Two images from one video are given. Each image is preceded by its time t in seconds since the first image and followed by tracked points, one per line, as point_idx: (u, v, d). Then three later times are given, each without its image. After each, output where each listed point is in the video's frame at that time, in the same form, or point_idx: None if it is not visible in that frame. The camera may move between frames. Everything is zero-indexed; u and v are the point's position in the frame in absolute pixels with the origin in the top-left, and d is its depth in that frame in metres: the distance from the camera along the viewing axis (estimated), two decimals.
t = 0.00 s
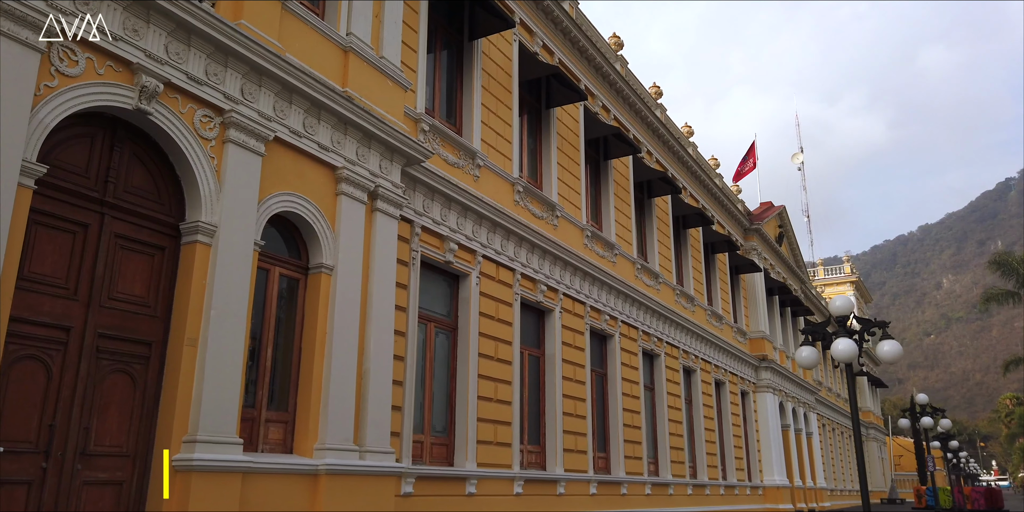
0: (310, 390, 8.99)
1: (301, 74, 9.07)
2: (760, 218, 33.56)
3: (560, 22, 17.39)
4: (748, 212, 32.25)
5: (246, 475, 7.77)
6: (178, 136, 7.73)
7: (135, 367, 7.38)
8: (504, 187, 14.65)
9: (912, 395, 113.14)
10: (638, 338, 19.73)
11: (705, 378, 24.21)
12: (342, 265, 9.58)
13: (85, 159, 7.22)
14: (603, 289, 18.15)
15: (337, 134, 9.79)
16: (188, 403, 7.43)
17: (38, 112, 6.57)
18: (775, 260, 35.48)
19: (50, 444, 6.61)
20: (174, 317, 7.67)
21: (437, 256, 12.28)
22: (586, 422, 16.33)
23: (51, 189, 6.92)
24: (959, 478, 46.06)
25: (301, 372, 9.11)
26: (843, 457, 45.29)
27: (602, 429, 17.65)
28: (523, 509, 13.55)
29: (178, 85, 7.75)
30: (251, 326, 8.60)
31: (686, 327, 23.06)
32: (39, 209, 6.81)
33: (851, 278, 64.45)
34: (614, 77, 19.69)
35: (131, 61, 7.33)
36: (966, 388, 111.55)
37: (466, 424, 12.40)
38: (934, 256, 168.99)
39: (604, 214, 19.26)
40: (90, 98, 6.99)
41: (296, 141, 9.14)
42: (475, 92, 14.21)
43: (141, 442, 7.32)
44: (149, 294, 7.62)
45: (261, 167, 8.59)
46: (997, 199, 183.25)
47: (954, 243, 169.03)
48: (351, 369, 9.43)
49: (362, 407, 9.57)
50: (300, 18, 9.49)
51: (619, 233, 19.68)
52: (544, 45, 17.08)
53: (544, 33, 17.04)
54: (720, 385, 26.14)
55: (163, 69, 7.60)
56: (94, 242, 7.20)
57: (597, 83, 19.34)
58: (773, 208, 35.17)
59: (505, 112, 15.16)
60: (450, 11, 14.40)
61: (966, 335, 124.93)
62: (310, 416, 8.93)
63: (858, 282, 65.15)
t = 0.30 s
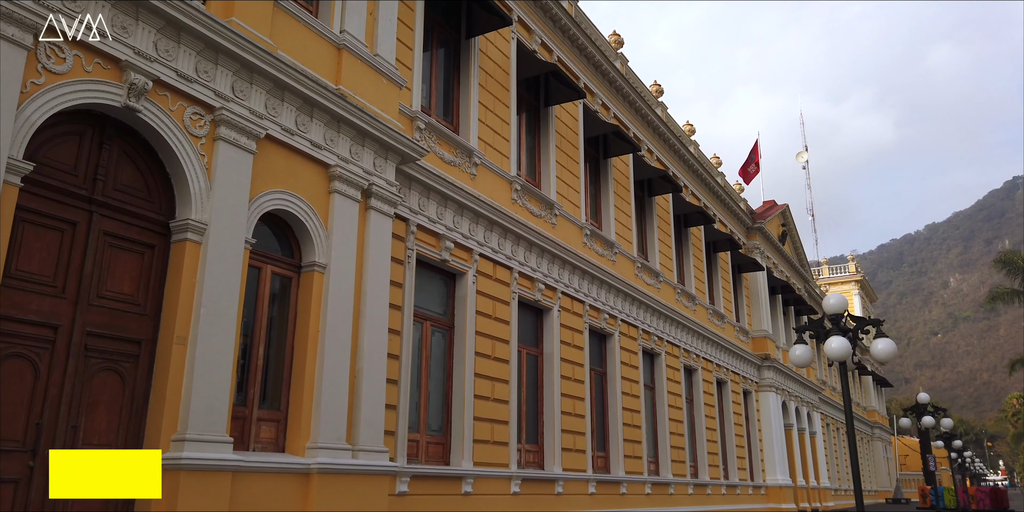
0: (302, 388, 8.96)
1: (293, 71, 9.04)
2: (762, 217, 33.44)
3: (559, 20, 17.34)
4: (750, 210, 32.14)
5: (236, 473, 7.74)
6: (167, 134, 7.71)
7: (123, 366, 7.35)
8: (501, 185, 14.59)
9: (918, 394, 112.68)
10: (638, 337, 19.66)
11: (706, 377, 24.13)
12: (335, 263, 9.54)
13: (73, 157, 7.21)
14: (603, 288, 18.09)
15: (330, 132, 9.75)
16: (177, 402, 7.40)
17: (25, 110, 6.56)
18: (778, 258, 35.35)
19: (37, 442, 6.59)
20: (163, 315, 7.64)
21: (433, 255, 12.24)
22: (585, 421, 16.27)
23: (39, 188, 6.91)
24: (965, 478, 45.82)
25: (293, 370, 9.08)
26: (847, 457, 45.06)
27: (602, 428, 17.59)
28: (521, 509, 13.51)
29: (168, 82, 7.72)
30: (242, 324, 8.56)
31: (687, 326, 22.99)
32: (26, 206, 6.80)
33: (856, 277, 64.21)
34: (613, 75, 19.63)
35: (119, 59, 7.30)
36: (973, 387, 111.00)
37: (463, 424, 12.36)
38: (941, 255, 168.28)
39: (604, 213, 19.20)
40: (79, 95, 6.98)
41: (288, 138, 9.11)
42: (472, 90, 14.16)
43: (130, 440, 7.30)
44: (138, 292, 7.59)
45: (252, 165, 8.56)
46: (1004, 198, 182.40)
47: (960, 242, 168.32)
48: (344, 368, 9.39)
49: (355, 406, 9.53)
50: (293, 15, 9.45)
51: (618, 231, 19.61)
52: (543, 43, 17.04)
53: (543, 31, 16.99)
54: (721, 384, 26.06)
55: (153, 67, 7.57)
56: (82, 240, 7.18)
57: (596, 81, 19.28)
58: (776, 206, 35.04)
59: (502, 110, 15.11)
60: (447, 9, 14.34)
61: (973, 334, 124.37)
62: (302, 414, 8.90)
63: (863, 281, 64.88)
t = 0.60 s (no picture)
0: (294, 388, 8.95)
1: (285, 71, 9.01)
2: (765, 216, 33.33)
3: (557, 19, 17.29)
4: (752, 209, 32.03)
5: (225, 474, 7.72)
6: (157, 134, 7.69)
7: (113, 366, 7.35)
8: (498, 184, 14.55)
9: (924, 394, 112.26)
10: (638, 336, 19.60)
11: (708, 377, 24.06)
12: (328, 263, 9.51)
13: (62, 157, 7.21)
14: (602, 288, 18.03)
15: (323, 131, 9.72)
16: (166, 403, 7.39)
17: (13, 109, 6.56)
18: (781, 258, 35.23)
19: (24, 443, 6.59)
20: (152, 315, 7.62)
21: (429, 254, 12.22)
22: (583, 421, 16.23)
23: (28, 189, 6.91)
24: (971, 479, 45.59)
25: (285, 371, 9.06)
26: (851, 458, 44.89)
27: (601, 429, 17.54)
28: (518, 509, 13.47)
29: (157, 82, 7.70)
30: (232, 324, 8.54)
31: (688, 326, 22.93)
32: (14, 207, 6.81)
33: (861, 276, 63.97)
34: (612, 74, 19.58)
35: (108, 58, 7.29)
36: (980, 387, 110.49)
37: (459, 424, 12.33)
38: (948, 254, 167.57)
39: (604, 213, 19.15)
40: (67, 96, 6.98)
41: (280, 138, 9.09)
42: (469, 89, 14.13)
43: (119, 441, 7.29)
44: (128, 293, 7.58)
45: (243, 164, 8.54)
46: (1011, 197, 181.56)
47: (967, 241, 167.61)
48: (337, 368, 9.37)
49: (348, 406, 9.50)
50: (285, 15, 9.43)
51: (618, 231, 19.56)
52: (541, 42, 17.00)
53: (541, 30, 16.94)
54: (723, 384, 25.98)
55: (142, 66, 7.56)
56: (70, 240, 7.18)
57: (595, 80, 19.23)
58: (779, 206, 34.92)
59: (499, 109, 15.06)
60: (445, 8, 14.30)
61: (980, 334, 123.76)
62: (293, 415, 8.88)
63: (868, 280, 64.66)
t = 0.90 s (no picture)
0: (285, 391, 8.93)
1: (276, 73, 9.01)
2: (766, 218, 33.26)
3: (554, 21, 17.27)
4: (753, 211, 31.97)
5: (213, 477, 7.70)
6: (146, 137, 7.69)
7: (101, 370, 7.34)
8: (494, 187, 14.53)
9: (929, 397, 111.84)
10: (637, 339, 19.55)
11: (708, 379, 23.99)
12: (320, 266, 9.50)
13: (49, 160, 7.22)
14: (600, 290, 17.99)
15: (315, 134, 9.72)
16: (154, 406, 7.38)
17: None
18: (782, 260, 35.15)
19: (10, 446, 6.58)
20: (141, 318, 7.61)
21: (423, 257, 12.20)
22: (581, 424, 16.18)
23: (14, 192, 6.91)
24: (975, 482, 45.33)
25: (275, 374, 9.05)
26: (854, 460, 44.74)
27: (599, 431, 17.50)
28: None
29: (146, 85, 7.70)
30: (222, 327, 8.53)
31: (688, 328, 22.87)
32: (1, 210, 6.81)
33: (864, 278, 63.77)
34: (610, 76, 19.55)
35: (95, 61, 7.29)
36: (985, 389, 109.97)
37: (453, 427, 12.31)
38: (953, 256, 167.02)
39: (602, 215, 19.11)
40: (53, 99, 6.98)
41: (271, 141, 9.09)
42: (464, 91, 14.12)
43: (107, 445, 7.27)
44: (116, 296, 7.58)
45: (233, 167, 8.54)
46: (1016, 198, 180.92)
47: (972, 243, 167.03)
48: (328, 371, 9.36)
49: (339, 409, 9.48)
50: (276, 17, 9.44)
51: (617, 233, 19.53)
52: (538, 44, 16.98)
53: (537, 32, 16.92)
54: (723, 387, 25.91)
55: (130, 69, 7.56)
56: (57, 244, 7.18)
57: (593, 83, 19.21)
58: (780, 208, 34.85)
59: (495, 112, 15.04)
60: (440, 10, 14.29)
61: (986, 336, 123.20)
62: (284, 417, 8.86)
63: (871, 282, 64.47)
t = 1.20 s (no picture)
0: (278, 394, 8.93)
1: (268, 76, 9.01)
2: (769, 220, 33.18)
3: (552, 23, 17.26)
4: (756, 213, 31.89)
5: (204, 481, 7.68)
6: (136, 140, 7.70)
7: (92, 373, 7.34)
8: (492, 189, 14.51)
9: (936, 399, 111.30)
10: (637, 341, 19.50)
11: (710, 382, 23.92)
12: (313, 269, 9.49)
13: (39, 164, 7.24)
14: (599, 292, 17.95)
15: (308, 137, 9.71)
16: (144, 409, 7.37)
17: None
18: (786, 262, 35.04)
19: None
20: (131, 321, 7.61)
21: (419, 260, 12.20)
22: (580, 427, 16.13)
23: (4, 196, 6.94)
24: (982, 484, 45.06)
25: (268, 376, 9.04)
26: (859, 463, 44.51)
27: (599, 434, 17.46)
28: None
29: (136, 88, 7.71)
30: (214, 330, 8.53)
31: (690, 330, 22.81)
32: None
33: (870, 280, 63.50)
34: (609, 78, 19.52)
35: (85, 64, 7.30)
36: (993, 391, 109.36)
37: (450, 429, 12.28)
38: (960, 257, 166.28)
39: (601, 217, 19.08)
40: (41, 102, 7.00)
41: (264, 144, 9.09)
42: (461, 93, 14.11)
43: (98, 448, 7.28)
44: (107, 299, 7.59)
45: (225, 170, 8.54)
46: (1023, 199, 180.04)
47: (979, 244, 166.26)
48: (322, 373, 9.35)
49: (333, 412, 9.47)
50: (269, 20, 9.44)
51: (617, 235, 19.49)
52: (536, 46, 16.98)
53: (536, 34, 16.91)
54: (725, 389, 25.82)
55: (120, 73, 7.57)
56: (48, 247, 7.19)
57: (592, 85, 19.18)
58: (783, 210, 34.75)
59: (493, 114, 15.03)
60: (437, 12, 14.29)
61: (994, 337, 122.49)
62: (277, 420, 8.85)
63: (877, 284, 64.21)
